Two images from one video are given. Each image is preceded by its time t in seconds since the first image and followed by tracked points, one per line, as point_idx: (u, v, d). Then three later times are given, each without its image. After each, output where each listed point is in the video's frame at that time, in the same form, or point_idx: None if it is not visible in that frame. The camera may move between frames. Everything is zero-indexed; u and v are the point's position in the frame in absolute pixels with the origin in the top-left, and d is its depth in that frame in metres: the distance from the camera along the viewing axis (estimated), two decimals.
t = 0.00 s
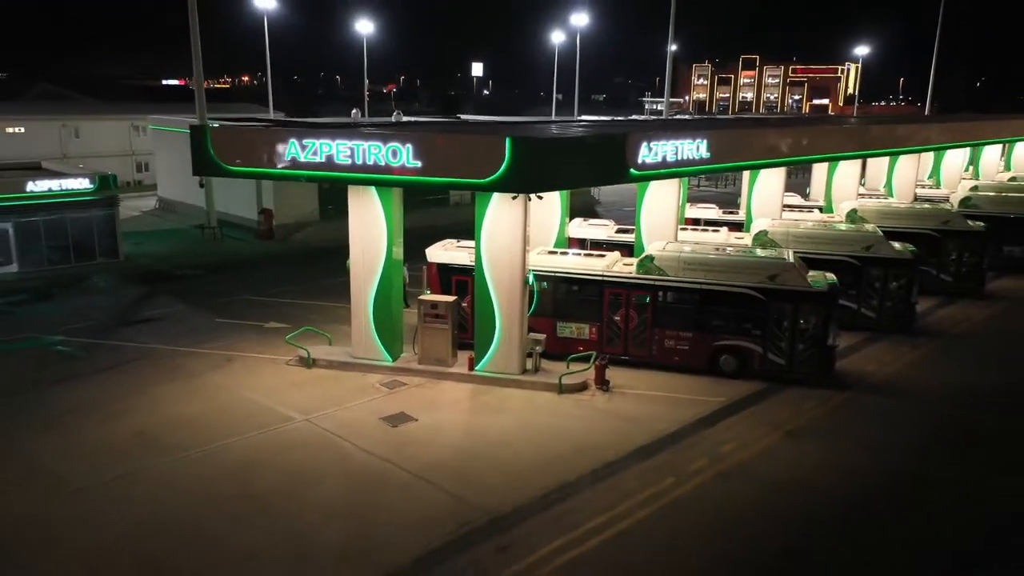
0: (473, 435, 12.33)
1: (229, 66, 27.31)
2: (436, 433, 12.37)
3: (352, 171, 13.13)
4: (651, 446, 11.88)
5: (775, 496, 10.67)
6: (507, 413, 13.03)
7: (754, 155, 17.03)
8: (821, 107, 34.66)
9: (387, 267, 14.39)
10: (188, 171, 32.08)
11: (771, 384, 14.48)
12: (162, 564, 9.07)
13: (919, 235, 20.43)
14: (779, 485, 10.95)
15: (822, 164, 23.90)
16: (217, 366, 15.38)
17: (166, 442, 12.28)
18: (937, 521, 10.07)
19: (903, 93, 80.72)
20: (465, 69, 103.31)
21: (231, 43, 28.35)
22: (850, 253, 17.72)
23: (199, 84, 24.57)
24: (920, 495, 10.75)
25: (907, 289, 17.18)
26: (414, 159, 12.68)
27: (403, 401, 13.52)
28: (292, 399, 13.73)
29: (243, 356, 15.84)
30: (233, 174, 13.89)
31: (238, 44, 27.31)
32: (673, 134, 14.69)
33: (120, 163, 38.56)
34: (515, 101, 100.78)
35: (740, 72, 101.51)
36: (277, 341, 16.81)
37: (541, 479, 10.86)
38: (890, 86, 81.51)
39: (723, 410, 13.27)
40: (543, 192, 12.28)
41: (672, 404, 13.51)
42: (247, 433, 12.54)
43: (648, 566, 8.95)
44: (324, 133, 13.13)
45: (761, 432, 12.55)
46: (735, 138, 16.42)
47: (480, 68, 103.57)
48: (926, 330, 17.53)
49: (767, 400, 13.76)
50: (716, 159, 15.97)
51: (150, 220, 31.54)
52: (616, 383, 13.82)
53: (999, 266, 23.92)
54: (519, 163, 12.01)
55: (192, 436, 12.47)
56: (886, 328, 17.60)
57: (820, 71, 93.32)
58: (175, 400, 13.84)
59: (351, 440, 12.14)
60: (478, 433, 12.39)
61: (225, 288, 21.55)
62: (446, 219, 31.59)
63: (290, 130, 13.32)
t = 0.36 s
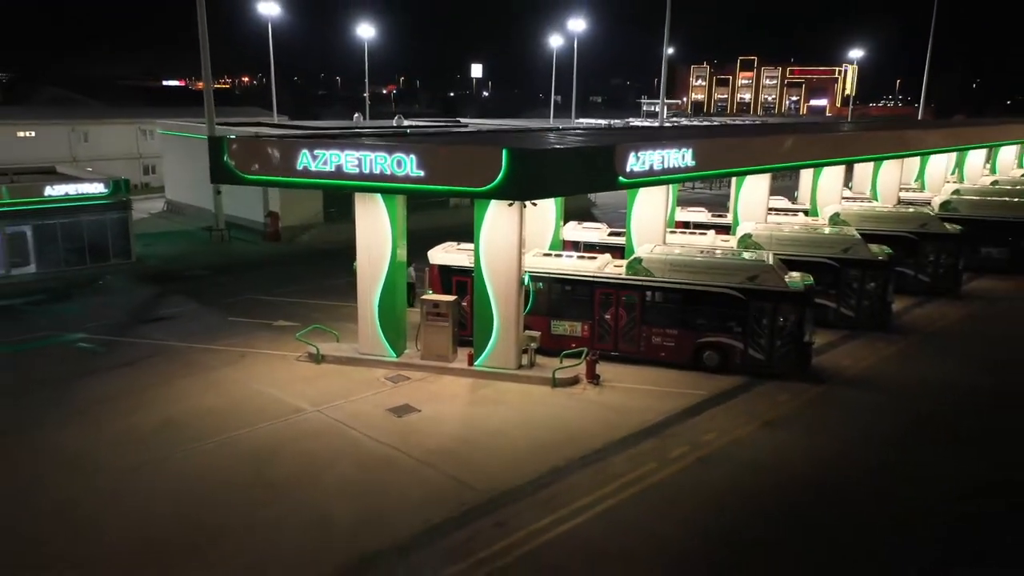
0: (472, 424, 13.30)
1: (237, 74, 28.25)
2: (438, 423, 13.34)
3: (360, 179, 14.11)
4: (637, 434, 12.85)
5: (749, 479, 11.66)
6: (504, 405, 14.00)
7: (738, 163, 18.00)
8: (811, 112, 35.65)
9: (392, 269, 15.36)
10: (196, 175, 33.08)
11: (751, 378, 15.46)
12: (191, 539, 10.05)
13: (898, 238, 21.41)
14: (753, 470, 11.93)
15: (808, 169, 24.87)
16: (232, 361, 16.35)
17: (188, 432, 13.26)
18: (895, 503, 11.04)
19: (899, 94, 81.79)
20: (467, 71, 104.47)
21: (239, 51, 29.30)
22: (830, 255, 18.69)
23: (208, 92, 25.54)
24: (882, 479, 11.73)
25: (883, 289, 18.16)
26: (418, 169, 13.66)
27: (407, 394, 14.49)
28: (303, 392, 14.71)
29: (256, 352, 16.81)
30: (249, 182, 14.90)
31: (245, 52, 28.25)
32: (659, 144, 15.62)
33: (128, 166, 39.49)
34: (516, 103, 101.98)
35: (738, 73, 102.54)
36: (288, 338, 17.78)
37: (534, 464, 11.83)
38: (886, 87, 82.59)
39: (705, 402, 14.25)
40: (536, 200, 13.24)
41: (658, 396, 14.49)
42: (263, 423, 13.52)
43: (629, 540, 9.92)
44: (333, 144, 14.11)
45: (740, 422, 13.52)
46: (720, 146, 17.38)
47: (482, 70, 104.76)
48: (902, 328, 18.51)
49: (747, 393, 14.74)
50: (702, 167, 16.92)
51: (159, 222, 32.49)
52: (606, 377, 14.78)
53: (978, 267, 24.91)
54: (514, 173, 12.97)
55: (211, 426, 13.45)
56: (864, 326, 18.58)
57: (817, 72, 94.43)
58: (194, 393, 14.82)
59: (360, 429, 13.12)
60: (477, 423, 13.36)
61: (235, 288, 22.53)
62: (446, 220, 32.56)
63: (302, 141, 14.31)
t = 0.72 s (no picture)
0: (471, 415, 14.28)
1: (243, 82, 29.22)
2: (440, 414, 14.33)
3: (367, 187, 15.10)
4: (625, 424, 13.84)
5: (726, 465, 12.66)
6: (501, 397, 15.01)
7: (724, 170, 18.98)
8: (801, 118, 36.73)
9: (396, 270, 16.36)
10: (203, 179, 34.06)
11: (733, 373, 16.46)
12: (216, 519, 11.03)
13: (878, 241, 22.41)
14: (730, 457, 12.94)
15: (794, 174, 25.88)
16: (245, 357, 17.34)
17: (207, 423, 14.25)
18: (859, 488, 12.02)
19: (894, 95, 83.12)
20: (467, 73, 105.65)
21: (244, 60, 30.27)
22: (810, 257, 19.67)
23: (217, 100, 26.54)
24: (849, 465, 12.74)
25: (861, 289, 19.14)
26: (420, 178, 14.66)
27: (410, 387, 15.50)
28: (314, 386, 15.71)
29: (268, 349, 17.81)
30: (263, 190, 15.90)
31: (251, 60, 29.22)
32: (647, 153, 16.54)
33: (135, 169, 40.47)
34: (516, 105, 103.10)
35: (735, 74, 103.87)
36: (297, 336, 18.76)
37: (529, 452, 12.82)
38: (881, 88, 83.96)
39: (689, 395, 15.25)
40: (531, 207, 14.23)
41: (645, 389, 15.50)
42: (276, 414, 14.51)
43: (615, 519, 10.90)
44: (342, 155, 15.10)
45: (722, 415, 14.48)
46: (706, 154, 18.35)
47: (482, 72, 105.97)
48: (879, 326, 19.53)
49: (729, 387, 15.74)
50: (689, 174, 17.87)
51: (168, 224, 33.47)
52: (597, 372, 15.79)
53: (957, 268, 25.94)
54: (509, 182, 13.96)
55: (229, 418, 14.43)
56: (843, 324, 19.59)
57: (814, 72, 95.90)
58: (211, 388, 15.82)
59: (367, 420, 14.12)
60: (475, 414, 14.35)
61: (245, 289, 23.53)
62: (447, 223, 33.62)
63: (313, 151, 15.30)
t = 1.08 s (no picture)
0: (470, 408, 15.31)
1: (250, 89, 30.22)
2: (441, 407, 15.35)
3: (374, 195, 16.12)
4: (614, 416, 14.87)
5: (706, 453, 13.69)
6: (498, 391, 16.04)
7: (711, 177, 19.96)
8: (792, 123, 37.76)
9: (399, 273, 17.37)
10: (211, 183, 35.09)
11: (717, 369, 17.48)
12: (235, 502, 12.08)
13: (860, 244, 23.42)
14: (710, 446, 13.96)
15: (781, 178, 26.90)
16: (257, 354, 18.37)
17: (224, 415, 15.29)
18: (827, 475, 13.05)
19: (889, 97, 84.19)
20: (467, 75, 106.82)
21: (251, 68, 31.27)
22: (792, 259, 20.68)
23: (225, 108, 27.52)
24: (819, 454, 13.77)
25: (841, 290, 20.17)
26: (424, 186, 15.66)
27: (413, 381, 16.53)
28: (322, 381, 16.74)
29: (279, 347, 18.84)
30: (276, 197, 16.91)
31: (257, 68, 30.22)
32: (638, 161, 17.48)
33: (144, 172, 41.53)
34: (516, 106, 104.28)
35: (733, 76, 104.99)
36: (306, 334, 19.81)
37: (524, 441, 13.85)
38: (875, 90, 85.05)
39: (674, 389, 16.29)
40: (527, 213, 15.23)
41: (633, 384, 16.53)
42: (287, 407, 15.53)
43: (601, 502, 11.93)
44: (350, 165, 16.11)
45: (704, 407, 15.51)
46: (695, 163, 19.33)
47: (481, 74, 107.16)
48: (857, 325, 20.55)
49: (712, 382, 16.77)
50: (678, 181, 18.81)
51: (177, 227, 34.51)
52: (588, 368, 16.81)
53: (939, 269, 26.94)
54: (507, 190, 14.95)
55: (243, 410, 15.46)
56: (823, 323, 20.61)
57: (811, 74, 97.03)
58: (226, 383, 16.86)
59: (373, 412, 15.14)
60: (474, 407, 15.38)
61: (254, 289, 24.56)
62: (448, 224, 34.64)
63: (323, 161, 16.32)
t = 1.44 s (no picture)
0: (470, 401, 16.36)
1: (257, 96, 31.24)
2: (442, 401, 16.40)
3: (379, 202, 17.16)
4: (604, 409, 15.93)
5: (688, 443, 14.75)
6: (496, 386, 17.09)
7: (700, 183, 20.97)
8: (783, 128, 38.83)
9: (403, 275, 18.41)
10: (217, 187, 36.12)
11: (703, 366, 18.53)
12: (255, 487, 13.14)
13: (843, 247, 24.48)
14: (692, 437, 15.02)
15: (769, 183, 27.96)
16: (268, 352, 19.42)
17: (239, 409, 16.33)
18: (799, 463, 14.10)
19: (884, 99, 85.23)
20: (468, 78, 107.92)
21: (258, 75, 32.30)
22: (776, 262, 21.71)
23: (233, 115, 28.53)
24: (794, 444, 14.81)
25: (822, 291, 21.23)
26: (426, 195, 16.71)
27: (416, 377, 17.58)
28: (331, 377, 17.79)
29: (289, 345, 19.90)
30: (286, 204, 17.94)
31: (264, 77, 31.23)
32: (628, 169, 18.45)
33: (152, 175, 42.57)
34: (515, 109, 105.16)
35: (731, 77, 106.09)
36: (313, 333, 20.85)
37: (519, 432, 14.89)
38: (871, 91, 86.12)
39: (661, 385, 17.34)
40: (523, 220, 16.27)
41: (623, 380, 17.58)
42: (298, 401, 16.58)
43: (591, 486, 13.01)
44: (357, 174, 17.16)
45: (688, 401, 16.55)
46: (684, 170, 20.34)
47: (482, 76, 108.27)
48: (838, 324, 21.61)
49: (697, 378, 17.83)
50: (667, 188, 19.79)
51: (185, 229, 35.57)
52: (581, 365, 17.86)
53: (921, 271, 28.06)
54: (504, 198, 16.00)
55: (257, 404, 16.51)
56: (805, 323, 21.68)
57: (808, 76, 98.13)
58: (240, 379, 17.91)
59: (378, 406, 16.18)
60: (473, 400, 16.43)
61: (262, 290, 25.61)
62: (448, 226, 35.69)
63: (331, 171, 17.36)
